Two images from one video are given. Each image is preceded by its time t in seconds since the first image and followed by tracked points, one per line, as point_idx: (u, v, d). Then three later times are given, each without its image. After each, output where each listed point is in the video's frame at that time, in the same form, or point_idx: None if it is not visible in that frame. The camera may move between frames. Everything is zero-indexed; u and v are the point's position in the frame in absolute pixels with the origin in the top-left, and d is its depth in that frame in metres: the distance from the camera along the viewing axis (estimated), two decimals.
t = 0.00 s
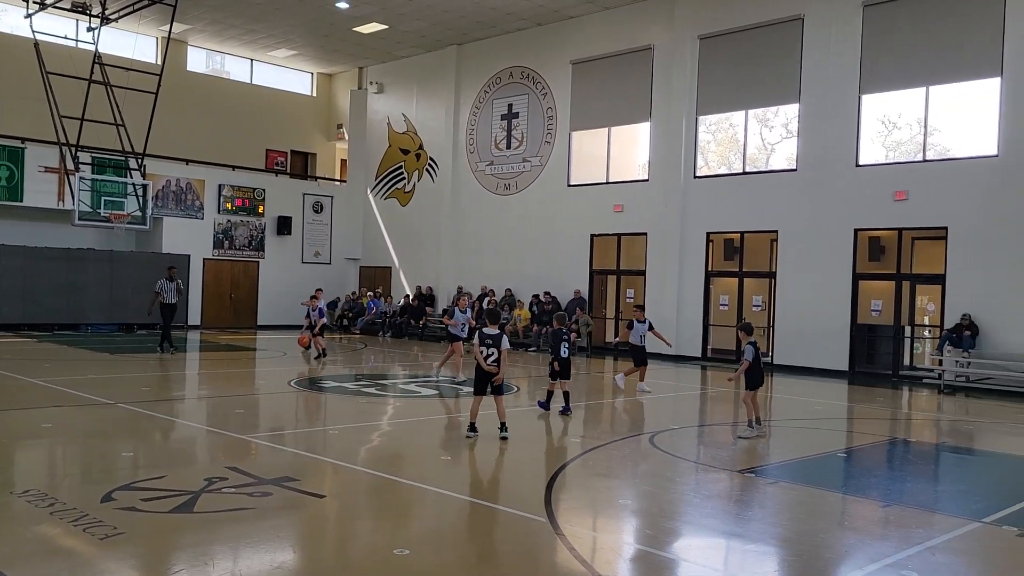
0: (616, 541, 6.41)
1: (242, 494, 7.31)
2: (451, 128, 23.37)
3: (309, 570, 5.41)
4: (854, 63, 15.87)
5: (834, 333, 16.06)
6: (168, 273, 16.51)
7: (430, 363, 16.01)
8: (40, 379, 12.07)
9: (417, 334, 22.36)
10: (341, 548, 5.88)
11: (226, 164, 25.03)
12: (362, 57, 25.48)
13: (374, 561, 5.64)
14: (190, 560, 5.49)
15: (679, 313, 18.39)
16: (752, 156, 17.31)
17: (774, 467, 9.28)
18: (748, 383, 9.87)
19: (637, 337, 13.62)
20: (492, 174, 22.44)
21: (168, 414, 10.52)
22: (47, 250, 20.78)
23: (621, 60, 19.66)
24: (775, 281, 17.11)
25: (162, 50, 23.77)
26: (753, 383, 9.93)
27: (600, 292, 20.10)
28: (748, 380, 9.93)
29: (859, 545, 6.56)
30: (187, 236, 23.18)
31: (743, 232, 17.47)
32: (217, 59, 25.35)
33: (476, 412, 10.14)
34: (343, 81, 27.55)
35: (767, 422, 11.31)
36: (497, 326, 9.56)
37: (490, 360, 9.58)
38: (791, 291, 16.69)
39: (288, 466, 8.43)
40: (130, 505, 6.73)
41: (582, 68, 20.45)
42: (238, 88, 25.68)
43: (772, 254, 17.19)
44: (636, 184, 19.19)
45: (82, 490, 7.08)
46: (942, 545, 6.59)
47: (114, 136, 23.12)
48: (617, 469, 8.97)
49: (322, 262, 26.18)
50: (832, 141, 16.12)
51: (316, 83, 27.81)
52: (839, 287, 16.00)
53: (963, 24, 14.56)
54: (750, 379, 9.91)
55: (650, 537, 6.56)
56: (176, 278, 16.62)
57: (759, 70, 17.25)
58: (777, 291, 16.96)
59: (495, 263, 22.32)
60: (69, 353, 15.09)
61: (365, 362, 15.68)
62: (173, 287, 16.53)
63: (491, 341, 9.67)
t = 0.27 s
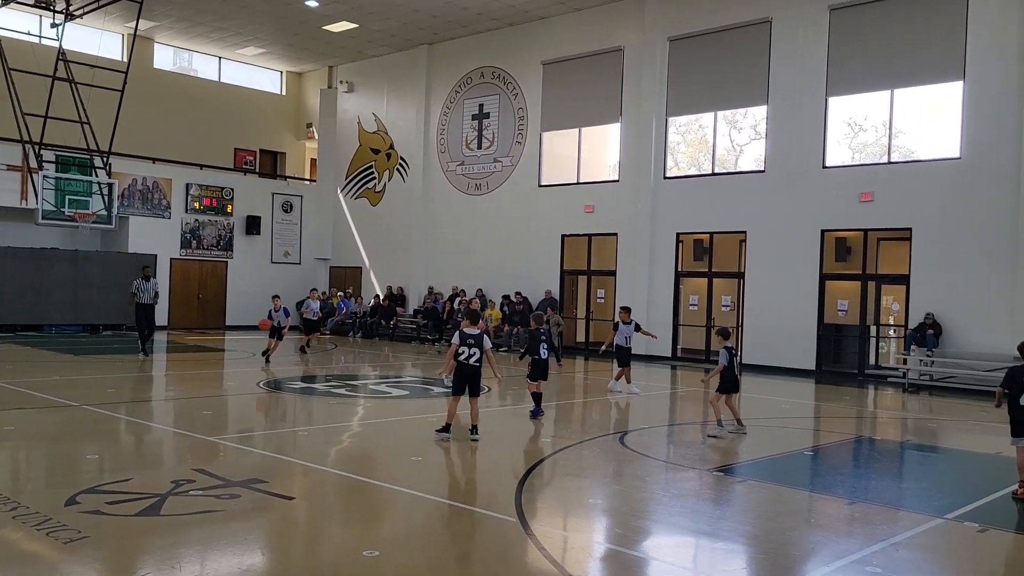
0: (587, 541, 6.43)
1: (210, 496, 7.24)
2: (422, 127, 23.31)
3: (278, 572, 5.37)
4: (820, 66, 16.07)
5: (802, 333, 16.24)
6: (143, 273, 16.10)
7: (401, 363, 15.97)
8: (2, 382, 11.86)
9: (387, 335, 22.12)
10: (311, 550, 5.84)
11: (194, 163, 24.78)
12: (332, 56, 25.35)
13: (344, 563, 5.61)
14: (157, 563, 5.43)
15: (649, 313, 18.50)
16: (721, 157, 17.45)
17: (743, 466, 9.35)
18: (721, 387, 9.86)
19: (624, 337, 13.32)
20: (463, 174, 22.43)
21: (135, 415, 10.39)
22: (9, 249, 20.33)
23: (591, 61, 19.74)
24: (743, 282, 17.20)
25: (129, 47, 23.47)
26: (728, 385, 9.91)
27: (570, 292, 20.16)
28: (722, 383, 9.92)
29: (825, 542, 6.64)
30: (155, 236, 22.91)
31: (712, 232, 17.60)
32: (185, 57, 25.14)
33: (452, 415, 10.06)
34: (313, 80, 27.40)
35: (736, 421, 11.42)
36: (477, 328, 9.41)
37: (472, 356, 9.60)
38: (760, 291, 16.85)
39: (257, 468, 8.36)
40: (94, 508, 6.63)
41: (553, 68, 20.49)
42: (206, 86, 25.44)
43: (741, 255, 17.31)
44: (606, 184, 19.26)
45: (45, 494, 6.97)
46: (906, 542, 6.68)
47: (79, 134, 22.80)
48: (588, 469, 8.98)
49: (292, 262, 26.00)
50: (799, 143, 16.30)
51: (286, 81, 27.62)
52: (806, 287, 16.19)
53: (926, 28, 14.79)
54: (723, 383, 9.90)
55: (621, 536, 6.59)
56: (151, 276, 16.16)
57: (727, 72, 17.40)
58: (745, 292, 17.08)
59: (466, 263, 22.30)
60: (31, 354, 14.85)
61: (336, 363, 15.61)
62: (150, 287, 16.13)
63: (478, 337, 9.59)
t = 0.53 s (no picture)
0: (545, 538, 6.45)
1: (163, 500, 7.11)
2: (377, 126, 23.20)
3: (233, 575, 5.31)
4: (771, 65, 16.32)
5: (754, 329, 16.49)
6: (102, 275, 15.72)
7: (357, 363, 15.88)
8: None
9: (342, 334, 22.12)
10: (267, 553, 5.78)
11: (143, 161, 24.34)
12: (284, 53, 25.08)
13: (300, 565, 5.56)
14: (108, 569, 5.33)
15: (605, 310, 18.65)
16: (675, 155, 17.63)
17: (699, 460, 9.47)
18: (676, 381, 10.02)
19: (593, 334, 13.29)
20: (419, 172, 22.37)
21: (83, 420, 10.17)
22: None
23: (546, 59, 19.81)
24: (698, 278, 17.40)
25: (75, 43, 22.95)
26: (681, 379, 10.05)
27: (527, 289, 20.21)
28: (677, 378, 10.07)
29: (777, 534, 6.74)
30: (104, 236, 22.48)
31: (666, 230, 17.78)
32: (133, 53, 24.62)
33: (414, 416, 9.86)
34: (266, 77, 27.11)
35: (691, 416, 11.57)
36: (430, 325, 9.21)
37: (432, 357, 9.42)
38: (713, 287, 17.06)
39: (210, 471, 8.24)
40: (41, 515, 6.47)
41: (509, 66, 20.51)
42: (155, 83, 24.97)
43: (696, 251, 17.45)
44: (561, 182, 19.34)
45: None
46: (856, 532, 6.81)
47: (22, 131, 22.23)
48: (546, 466, 9.01)
49: (246, 262, 25.68)
50: (750, 141, 16.54)
51: (237, 78, 27.28)
52: (759, 283, 16.43)
53: (871, 28, 15.11)
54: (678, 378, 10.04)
55: (579, 533, 6.62)
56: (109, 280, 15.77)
57: (680, 70, 17.59)
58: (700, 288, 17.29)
59: (423, 262, 22.23)
60: None
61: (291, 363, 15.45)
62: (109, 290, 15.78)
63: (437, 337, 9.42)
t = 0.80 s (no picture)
0: (476, 525, 6.45)
1: (81, 496, 6.89)
2: (305, 113, 22.85)
3: (157, 570, 5.19)
4: (698, 57, 16.59)
5: (682, 316, 16.83)
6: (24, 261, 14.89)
7: (285, 353, 15.66)
8: None
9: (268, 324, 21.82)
10: (192, 547, 5.66)
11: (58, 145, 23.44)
12: (207, 36, 24.43)
13: (226, 558, 5.45)
14: (22, 568, 5.14)
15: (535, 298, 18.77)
16: (605, 145, 17.80)
17: (628, 446, 9.62)
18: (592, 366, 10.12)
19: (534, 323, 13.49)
20: (348, 160, 22.12)
21: None
22: None
23: (475, 47, 19.74)
24: (626, 267, 17.68)
25: None
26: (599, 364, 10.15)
27: (458, 278, 20.19)
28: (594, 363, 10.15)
29: (703, 516, 6.88)
30: (14, 224, 21.41)
31: (595, 219, 17.97)
32: (45, 32, 23.56)
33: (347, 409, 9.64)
34: (188, 60, 26.38)
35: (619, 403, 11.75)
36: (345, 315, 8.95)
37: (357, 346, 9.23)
38: (642, 276, 17.33)
39: (132, 465, 8.02)
40: None
41: (440, 53, 20.36)
42: (69, 64, 23.97)
43: (625, 240, 17.71)
44: (492, 170, 19.35)
45: None
46: (776, 511, 6.99)
47: None
48: (477, 454, 9.02)
49: (168, 250, 25.00)
50: (677, 132, 16.82)
51: (158, 61, 26.49)
52: (685, 271, 16.76)
53: (791, 23, 15.52)
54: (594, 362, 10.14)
55: (510, 519, 6.66)
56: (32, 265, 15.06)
57: (610, 60, 17.72)
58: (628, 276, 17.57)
59: (353, 250, 22.00)
60: None
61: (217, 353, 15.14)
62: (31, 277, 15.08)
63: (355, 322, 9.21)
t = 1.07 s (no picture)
0: (390, 518, 6.35)
1: None
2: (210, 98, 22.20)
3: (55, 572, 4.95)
4: (608, 53, 16.86)
5: (593, 308, 17.12)
6: None
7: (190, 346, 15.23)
8: None
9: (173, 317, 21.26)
10: (93, 548, 5.42)
11: None
12: (105, 17, 23.40)
13: (129, 559, 5.24)
14: None
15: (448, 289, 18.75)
16: (518, 138, 17.89)
17: (541, 438, 9.66)
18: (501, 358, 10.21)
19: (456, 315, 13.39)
20: (256, 149, 21.61)
21: None
22: None
23: (388, 36, 19.53)
24: (539, 260, 17.85)
25: None
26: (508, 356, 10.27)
27: (370, 269, 19.99)
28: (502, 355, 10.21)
29: (613, 503, 6.95)
30: None
31: (509, 211, 18.10)
32: None
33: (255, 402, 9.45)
34: (85, 41, 25.24)
35: (531, 395, 11.86)
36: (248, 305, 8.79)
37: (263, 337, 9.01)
38: (555, 268, 17.54)
39: (24, 465, 7.63)
40: None
41: (352, 41, 20.06)
42: None
43: (538, 232, 17.86)
44: (406, 162, 19.21)
45: None
46: (682, 497, 7.12)
47: None
48: (390, 448, 8.90)
49: (63, 240, 23.80)
50: (588, 127, 17.06)
51: (51, 41, 25.24)
52: (597, 264, 17.04)
53: (697, 22, 15.94)
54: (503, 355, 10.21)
55: (424, 511, 6.58)
56: None
57: (522, 53, 17.81)
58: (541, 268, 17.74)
59: (263, 241, 21.50)
60: None
61: (118, 348, 14.59)
62: None
63: (262, 314, 9.03)
